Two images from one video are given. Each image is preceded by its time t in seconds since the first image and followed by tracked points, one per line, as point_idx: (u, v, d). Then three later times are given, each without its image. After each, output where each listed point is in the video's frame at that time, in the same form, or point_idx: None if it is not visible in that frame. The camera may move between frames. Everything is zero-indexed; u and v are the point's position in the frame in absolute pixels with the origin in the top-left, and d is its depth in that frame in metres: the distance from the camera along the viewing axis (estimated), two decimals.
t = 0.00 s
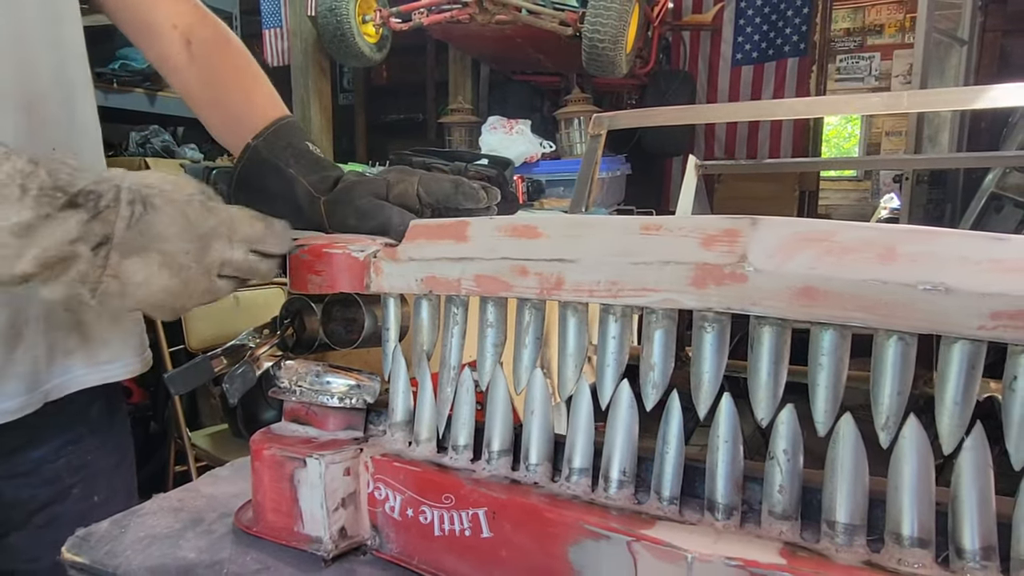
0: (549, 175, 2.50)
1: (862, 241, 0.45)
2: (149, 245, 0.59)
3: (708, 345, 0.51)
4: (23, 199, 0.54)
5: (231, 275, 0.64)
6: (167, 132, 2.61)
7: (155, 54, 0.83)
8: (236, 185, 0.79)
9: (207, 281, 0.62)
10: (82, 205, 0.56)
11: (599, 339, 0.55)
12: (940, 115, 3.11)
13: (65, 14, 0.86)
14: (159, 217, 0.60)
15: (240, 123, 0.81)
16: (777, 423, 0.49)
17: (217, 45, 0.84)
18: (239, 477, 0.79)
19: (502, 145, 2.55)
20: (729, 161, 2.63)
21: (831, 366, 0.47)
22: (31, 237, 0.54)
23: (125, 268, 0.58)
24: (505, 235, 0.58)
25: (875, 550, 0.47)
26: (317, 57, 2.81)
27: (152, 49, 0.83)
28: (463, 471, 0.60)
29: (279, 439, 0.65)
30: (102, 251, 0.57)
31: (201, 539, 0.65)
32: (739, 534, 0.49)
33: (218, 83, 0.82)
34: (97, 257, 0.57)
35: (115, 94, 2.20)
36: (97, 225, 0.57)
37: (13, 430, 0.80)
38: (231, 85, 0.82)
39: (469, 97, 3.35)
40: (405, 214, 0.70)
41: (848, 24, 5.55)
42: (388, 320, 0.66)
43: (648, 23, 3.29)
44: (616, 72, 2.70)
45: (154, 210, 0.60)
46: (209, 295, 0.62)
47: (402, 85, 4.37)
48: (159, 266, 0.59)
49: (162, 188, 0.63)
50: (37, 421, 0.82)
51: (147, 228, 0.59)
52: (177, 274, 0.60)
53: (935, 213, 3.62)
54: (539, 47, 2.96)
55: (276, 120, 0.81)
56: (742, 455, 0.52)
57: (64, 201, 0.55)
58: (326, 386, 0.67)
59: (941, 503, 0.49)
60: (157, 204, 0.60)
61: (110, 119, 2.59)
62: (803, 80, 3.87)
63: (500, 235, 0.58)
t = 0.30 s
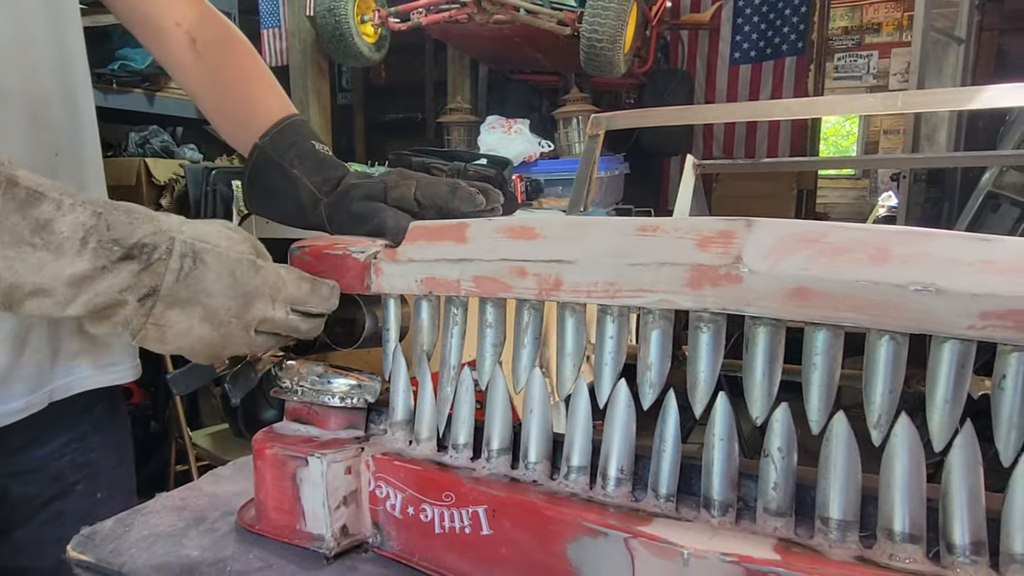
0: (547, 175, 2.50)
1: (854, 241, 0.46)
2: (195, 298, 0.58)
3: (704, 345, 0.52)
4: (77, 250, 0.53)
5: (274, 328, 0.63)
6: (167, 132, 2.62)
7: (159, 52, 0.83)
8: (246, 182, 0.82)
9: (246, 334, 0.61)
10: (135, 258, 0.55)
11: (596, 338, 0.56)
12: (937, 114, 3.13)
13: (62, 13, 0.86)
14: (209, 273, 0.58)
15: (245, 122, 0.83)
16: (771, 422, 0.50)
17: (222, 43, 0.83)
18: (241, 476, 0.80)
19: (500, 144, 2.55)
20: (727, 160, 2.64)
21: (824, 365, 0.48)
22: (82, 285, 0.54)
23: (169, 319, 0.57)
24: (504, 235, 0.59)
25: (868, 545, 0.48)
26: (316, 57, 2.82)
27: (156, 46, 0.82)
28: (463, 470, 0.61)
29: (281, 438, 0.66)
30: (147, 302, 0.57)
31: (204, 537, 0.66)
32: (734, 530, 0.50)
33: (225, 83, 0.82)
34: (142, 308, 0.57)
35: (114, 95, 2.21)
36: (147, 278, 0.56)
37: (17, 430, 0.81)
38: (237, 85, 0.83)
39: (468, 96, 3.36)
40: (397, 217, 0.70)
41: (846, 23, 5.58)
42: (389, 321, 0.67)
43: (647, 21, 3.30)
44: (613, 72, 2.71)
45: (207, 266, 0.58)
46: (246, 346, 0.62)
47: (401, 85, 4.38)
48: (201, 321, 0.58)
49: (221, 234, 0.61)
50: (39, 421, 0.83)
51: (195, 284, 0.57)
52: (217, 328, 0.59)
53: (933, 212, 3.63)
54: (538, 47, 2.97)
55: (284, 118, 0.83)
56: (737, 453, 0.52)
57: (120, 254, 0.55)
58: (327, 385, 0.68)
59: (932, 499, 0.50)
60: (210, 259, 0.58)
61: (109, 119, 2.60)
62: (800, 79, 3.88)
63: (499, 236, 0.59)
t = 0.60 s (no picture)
0: (546, 176, 2.51)
1: (846, 248, 0.47)
2: (136, 415, 0.61)
3: (701, 347, 0.53)
4: (18, 371, 0.54)
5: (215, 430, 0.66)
6: (166, 134, 2.63)
7: (173, 61, 0.84)
8: (254, 185, 0.82)
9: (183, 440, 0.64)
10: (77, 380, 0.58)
11: (596, 341, 0.58)
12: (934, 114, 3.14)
13: (73, 20, 0.87)
14: (151, 393, 0.60)
15: (254, 127, 0.83)
16: (767, 423, 0.52)
17: (235, 52, 0.85)
18: (246, 477, 0.81)
19: (499, 145, 2.57)
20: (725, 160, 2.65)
21: (818, 368, 0.49)
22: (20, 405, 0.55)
23: (108, 433, 0.60)
24: (505, 240, 0.60)
25: (861, 543, 0.49)
26: (315, 58, 2.84)
27: (171, 56, 0.84)
28: (466, 470, 0.62)
29: (286, 439, 0.67)
30: (87, 421, 0.59)
31: (211, 537, 0.67)
32: (731, 529, 0.51)
33: (236, 94, 0.83)
34: (82, 427, 0.59)
35: (114, 96, 2.22)
36: (88, 399, 0.58)
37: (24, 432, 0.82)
38: (248, 97, 0.83)
39: (467, 97, 3.36)
40: (397, 216, 0.69)
41: (843, 22, 5.61)
42: (391, 325, 0.68)
43: (645, 22, 3.31)
44: (610, 73, 2.69)
45: (150, 387, 0.60)
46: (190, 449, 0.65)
47: (399, 85, 4.39)
48: (142, 434, 0.61)
49: (171, 344, 0.63)
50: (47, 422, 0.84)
51: (138, 404, 0.60)
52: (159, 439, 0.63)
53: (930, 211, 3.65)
54: (536, 48, 2.98)
55: (294, 125, 0.84)
56: (733, 453, 0.54)
57: (58, 374, 0.57)
58: (332, 387, 0.69)
59: (922, 497, 0.51)
60: (154, 378, 0.60)
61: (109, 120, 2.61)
62: (797, 80, 3.90)
63: (500, 241, 0.60)
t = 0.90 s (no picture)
0: (545, 176, 2.52)
1: (838, 251, 0.48)
2: (230, 402, 0.61)
3: (698, 349, 0.55)
4: (135, 349, 0.55)
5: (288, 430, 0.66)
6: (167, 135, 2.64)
7: (180, 64, 0.86)
8: (259, 187, 0.83)
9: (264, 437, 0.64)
10: (185, 362, 0.58)
11: (595, 342, 0.59)
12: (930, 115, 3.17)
13: (83, 27, 0.89)
14: (246, 380, 0.61)
15: (258, 130, 0.84)
16: (761, 421, 0.53)
17: (241, 56, 0.86)
18: (252, 475, 0.82)
19: (498, 146, 2.58)
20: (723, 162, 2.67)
21: (811, 368, 0.51)
22: (131, 385, 0.55)
23: (201, 422, 0.59)
24: (506, 243, 0.61)
25: (852, 538, 0.51)
26: (314, 60, 2.85)
27: (177, 60, 0.86)
28: (468, 468, 0.64)
29: (292, 438, 0.69)
30: (189, 405, 0.58)
31: (219, 534, 0.69)
32: (727, 524, 0.52)
33: (240, 98, 0.85)
34: (182, 412, 0.58)
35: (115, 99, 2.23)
36: (194, 381, 0.58)
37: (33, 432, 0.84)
38: (253, 101, 0.85)
39: (466, 98, 3.38)
40: (403, 223, 0.70)
41: (840, 23, 5.63)
42: (395, 326, 0.69)
43: (643, 23, 3.32)
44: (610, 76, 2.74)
45: (246, 373, 0.61)
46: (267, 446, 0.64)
47: (398, 85, 4.40)
48: (233, 425, 0.61)
49: (254, 341, 0.65)
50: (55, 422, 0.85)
51: (233, 391, 0.61)
52: (244, 433, 0.62)
53: (926, 211, 3.67)
54: (535, 49, 3.00)
55: (298, 128, 0.85)
56: (729, 450, 0.55)
57: (171, 353, 0.57)
58: (337, 387, 0.71)
59: (912, 493, 0.53)
60: (248, 365, 0.62)
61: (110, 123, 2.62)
62: (794, 80, 3.92)
63: (501, 244, 0.61)
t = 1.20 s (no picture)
0: (542, 177, 2.54)
1: (823, 259, 0.51)
2: (316, 364, 0.64)
3: (689, 352, 0.57)
4: (233, 312, 0.59)
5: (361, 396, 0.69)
6: (167, 136, 2.66)
7: (183, 73, 0.88)
8: (263, 191, 0.86)
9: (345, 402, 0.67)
10: (276, 325, 0.61)
11: (590, 345, 0.61)
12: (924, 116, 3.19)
13: (87, 23, 0.87)
14: (327, 341, 0.65)
15: (261, 135, 0.86)
16: (750, 421, 0.55)
17: (245, 63, 0.88)
18: (257, 473, 0.84)
19: (496, 147, 2.61)
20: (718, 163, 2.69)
21: (796, 370, 0.53)
22: (232, 347, 0.58)
23: (295, 385, 0.62)
24: (504, 249, 0.63)
25: (835, 532, 0.53)
26: (314, 61, 2.87)
27: (181, 66, 0.87)
28: (468, 466, 0.66)
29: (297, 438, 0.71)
30: (285, 365, 0.61)
31: (226, 530, 0.71)
32: (716, 520, 0.55)
33: (244, 104, 0.86)
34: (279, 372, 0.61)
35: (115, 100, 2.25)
36: (285, 343, 0.61)
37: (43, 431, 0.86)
38: (256, 107, 0.87)
39: (464, 98, 3.40)
40: (403, 229, 0.73)
41: (836, 23, 5.66)
42: (398, 329, 0.72)
43: (640, 25, 3.34)
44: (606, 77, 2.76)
45: (323, 336, 0.65)
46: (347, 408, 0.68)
47: (396, 85, 4.42)
48: (319, 386, 0.64)
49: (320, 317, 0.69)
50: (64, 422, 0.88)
51: (317, 351, 0.64)
52: (329, 394, 0.65)
53: (920, 211, 3.70)
54: (533, 51, 3.02)
55: (302, 136, 0.87)
56: (719, 449, 0.58)
57: (263, 318, 0.60)
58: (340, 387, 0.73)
59: (892, 490, 0.55)
60: (325, 329, 0.65)
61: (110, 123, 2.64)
62: (790, 81, 3.95)
63: (500, 250, 0.64)
